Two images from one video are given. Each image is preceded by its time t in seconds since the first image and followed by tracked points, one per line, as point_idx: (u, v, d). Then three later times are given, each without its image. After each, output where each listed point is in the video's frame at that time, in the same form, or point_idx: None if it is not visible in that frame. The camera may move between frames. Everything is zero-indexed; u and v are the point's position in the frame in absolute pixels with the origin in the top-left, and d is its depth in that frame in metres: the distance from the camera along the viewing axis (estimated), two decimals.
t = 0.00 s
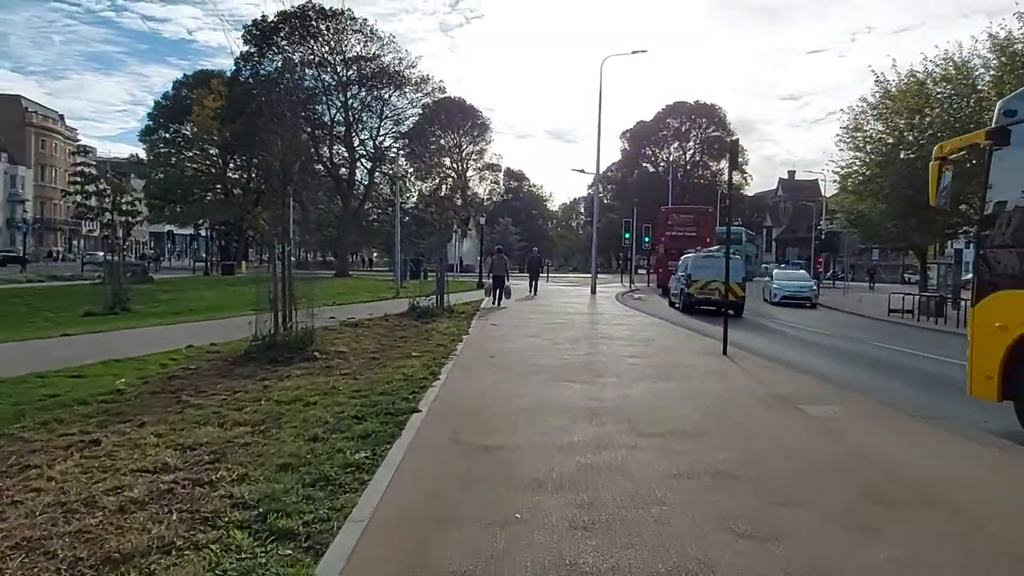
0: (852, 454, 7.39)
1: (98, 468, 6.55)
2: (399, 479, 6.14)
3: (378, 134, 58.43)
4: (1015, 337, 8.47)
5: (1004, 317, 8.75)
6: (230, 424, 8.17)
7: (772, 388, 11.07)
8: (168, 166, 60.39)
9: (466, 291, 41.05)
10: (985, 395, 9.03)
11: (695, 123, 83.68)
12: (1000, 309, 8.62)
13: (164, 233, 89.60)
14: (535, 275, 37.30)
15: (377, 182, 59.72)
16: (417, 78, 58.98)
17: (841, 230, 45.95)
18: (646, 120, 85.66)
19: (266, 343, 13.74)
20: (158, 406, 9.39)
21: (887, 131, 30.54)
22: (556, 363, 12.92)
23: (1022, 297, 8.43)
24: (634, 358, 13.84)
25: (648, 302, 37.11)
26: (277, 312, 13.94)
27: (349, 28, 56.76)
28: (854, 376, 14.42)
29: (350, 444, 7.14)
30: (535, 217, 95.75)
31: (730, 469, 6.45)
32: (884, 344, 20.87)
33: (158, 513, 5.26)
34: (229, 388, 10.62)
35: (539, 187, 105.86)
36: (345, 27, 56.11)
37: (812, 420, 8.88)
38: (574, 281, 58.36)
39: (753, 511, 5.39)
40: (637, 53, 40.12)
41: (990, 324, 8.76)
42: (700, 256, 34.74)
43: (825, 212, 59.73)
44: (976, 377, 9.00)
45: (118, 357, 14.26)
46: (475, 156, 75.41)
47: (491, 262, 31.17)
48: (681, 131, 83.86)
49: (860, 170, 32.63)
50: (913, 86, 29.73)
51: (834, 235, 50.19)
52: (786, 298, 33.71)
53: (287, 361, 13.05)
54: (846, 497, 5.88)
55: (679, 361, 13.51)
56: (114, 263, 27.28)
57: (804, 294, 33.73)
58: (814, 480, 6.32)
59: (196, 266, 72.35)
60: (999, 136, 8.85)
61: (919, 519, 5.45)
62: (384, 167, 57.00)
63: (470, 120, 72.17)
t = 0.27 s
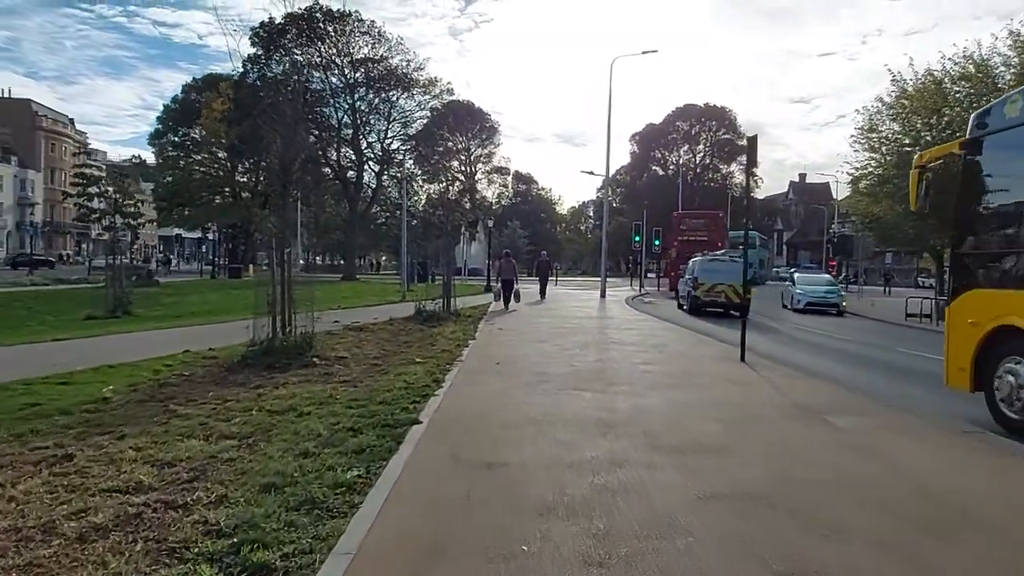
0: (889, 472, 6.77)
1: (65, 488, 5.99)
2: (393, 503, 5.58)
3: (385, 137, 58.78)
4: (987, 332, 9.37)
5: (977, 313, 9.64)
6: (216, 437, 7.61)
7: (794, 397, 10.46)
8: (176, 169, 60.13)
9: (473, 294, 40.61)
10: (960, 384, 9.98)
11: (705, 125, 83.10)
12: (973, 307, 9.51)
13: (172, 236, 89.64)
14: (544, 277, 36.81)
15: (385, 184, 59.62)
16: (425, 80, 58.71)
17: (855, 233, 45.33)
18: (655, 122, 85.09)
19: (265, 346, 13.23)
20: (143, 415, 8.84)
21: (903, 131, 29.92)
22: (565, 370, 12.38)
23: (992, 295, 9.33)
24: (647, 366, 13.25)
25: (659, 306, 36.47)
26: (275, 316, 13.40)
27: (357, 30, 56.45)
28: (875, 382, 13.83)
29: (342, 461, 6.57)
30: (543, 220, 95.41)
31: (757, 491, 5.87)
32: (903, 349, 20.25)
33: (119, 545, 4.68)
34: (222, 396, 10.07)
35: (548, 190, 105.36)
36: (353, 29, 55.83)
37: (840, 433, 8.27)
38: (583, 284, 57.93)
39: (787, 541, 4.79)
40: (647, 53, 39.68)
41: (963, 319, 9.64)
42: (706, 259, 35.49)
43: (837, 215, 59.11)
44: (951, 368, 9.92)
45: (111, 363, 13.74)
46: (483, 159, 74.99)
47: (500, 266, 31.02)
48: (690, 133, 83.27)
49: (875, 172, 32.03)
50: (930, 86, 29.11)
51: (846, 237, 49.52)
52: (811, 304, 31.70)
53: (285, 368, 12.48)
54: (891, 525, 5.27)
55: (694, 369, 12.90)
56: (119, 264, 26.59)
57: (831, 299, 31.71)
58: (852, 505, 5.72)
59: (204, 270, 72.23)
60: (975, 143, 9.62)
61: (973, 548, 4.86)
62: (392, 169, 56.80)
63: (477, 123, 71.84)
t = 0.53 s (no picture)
0: (935, 495, 6.14)
1: (21, 518, 5.38)
2: (384, 535, 4.97)
3: (389, 139, 58.03)
4: (957, 329, 10.14)
5: (951, 312, 10.43)
6: (196, 455, 7.00)
7: (815, 408, 9.85)
8: (180, 172, 59.67)
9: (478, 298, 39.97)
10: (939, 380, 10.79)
11: (711, 128, 82.38)
12: (945, 306, 10.30)
13: (176, 239, 89.20)
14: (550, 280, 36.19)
15: (389, 187, 59.23)
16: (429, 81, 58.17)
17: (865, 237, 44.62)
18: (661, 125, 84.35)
19: (258, 354, 12.58)
20: (121, 430, 8.22)
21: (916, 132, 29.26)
22: (572, 379, 11.75)
23: (961, 295, 10.15)
24: (658, 374, 12.65)
25: (666, 309, 35.89)
26: (269, 322, 12.79)
27: (361, 31, 55.86)
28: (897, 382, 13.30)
29: (330, 484, 5.96)
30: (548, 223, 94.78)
31: (792, 523, 5.25)
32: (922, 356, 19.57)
33: None
34: (209, 408, 9.45)
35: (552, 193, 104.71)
36: (357, 30, 55.04)
37: (872, 450, 7.66)
38: (589, 287, 57.28)
39: None
40: (654, 53, 39.00)
41: (937, 319, 10.43)
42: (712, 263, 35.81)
43: (844, 217, 58.50)
44: (928, 363, 10.71)
45: (98, 371, 13.15)
46: (488, 162, 74.32)
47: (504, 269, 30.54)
48: (696, 136, 82.54)
49: (887, 174, 31.35)
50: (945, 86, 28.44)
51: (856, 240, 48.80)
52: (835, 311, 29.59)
53: (278, 375, 11.87)
54: (946, 564, 4.66)
55: (708, 378, 12.30)
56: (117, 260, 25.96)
57: (857, 307, 29.57)
58: (895, 535, 5.14)
59: (207, 273, 71.71)
60: (947, 151, 10.40)
61: None
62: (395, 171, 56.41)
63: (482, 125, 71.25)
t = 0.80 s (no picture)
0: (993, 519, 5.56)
1: None
2: (375, 572, 4.36)
3: (392, 141, 57.52)
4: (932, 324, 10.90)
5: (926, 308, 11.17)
6: (171, 473, 6.37)
7: (843, 419, 9.25)
8: (183, 174, 59.14)
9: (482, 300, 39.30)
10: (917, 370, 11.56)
11: (717, 129, 81.65)
12: (921, 303, 11.05)
13: (179, 241, 88.60)
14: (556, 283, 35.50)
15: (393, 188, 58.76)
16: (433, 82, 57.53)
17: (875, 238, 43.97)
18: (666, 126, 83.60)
19: (251, 358, 11.94)
20: (95, 442, 7.63)
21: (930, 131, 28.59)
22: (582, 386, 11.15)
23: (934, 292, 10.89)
24: (672, 381, 12.03)
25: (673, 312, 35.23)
26: (263, 324, 12.18)
27: (364, 31, 55.24)
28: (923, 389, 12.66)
29: (315, 508, 5.35)
30: (553, 226, 94.09)
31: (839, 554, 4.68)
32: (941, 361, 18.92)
33: None
34: (193, 417, 8.84)
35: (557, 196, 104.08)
36: (360, 30, 54.43)
37: (910, 466, 7.07)
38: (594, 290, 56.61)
39: None
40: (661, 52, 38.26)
41: (914, 314, 11.18)
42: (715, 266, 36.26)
43: (851, 220, 57.83)
44: (904, 355, 11.52)
45: (85, 376, 12.56)
46: (493, 164, 73.58)
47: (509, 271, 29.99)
48: (702, 138, 81.76)
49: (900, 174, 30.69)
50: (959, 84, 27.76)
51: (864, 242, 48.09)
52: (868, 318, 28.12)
53: (270, 381, 11.25)
54: None
55: (726, 385, 11.68)
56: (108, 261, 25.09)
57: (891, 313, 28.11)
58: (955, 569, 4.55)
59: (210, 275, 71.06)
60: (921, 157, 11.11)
61: None
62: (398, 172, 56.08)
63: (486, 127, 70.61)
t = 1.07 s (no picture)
0: None
1: None
2: None
3: (395, 141, 56.70)
4: (903, 320, 11.54)
5: (898, 307, 11.84)
6: (138, 493, 5.78)
7: (865, 427, 8.69)
8: (186, 174, 58.67)
9: (486, 301, 38.73)
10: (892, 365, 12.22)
11: (722, 129, 80.98)
12: (893, 301, 11.70)
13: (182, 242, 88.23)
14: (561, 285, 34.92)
15: (395, 188, 57.99)
16: (436, 81, 56.89)
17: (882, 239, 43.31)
18: (671, 127, 82.91)
19: (240, 362, 11.39)
20: (62, 455, 7.06)
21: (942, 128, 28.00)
22: (588, 390, 10.61)
23: (905, 290, 11.56)
24: (682, 386, 11.46)
25: (678, 314, 34.63)
26: (253, 326, 11.61)
27: (367, 30, 54.76)
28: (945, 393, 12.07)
29: (293, 535, 4.76)
30: (557, 227, 93.56)
31: None
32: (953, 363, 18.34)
33: None
34: (172, 426, 8.28)
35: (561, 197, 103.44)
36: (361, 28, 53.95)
37: (948, 481, 6.48)
38: (599, 291, 55.98)
39: None
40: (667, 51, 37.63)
41: (888, 312, 11.82)
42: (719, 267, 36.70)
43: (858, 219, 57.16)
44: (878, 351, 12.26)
45: (68, 381, 12.02)
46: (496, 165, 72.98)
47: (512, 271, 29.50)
48: (706, 138, 81.05)
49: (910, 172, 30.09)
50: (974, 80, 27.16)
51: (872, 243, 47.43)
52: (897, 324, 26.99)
53: (259, 387, 10.68)
54: None
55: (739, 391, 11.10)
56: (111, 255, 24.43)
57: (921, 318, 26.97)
58: None
59: (212, 275, 70.65)
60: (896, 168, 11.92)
61: None
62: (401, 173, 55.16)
63: (492, 129, 70.40)
